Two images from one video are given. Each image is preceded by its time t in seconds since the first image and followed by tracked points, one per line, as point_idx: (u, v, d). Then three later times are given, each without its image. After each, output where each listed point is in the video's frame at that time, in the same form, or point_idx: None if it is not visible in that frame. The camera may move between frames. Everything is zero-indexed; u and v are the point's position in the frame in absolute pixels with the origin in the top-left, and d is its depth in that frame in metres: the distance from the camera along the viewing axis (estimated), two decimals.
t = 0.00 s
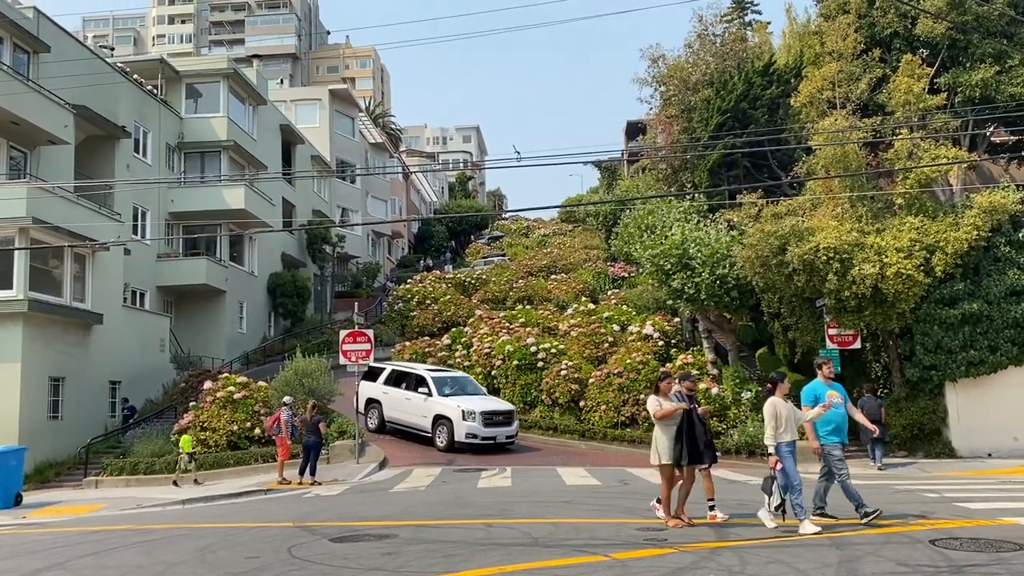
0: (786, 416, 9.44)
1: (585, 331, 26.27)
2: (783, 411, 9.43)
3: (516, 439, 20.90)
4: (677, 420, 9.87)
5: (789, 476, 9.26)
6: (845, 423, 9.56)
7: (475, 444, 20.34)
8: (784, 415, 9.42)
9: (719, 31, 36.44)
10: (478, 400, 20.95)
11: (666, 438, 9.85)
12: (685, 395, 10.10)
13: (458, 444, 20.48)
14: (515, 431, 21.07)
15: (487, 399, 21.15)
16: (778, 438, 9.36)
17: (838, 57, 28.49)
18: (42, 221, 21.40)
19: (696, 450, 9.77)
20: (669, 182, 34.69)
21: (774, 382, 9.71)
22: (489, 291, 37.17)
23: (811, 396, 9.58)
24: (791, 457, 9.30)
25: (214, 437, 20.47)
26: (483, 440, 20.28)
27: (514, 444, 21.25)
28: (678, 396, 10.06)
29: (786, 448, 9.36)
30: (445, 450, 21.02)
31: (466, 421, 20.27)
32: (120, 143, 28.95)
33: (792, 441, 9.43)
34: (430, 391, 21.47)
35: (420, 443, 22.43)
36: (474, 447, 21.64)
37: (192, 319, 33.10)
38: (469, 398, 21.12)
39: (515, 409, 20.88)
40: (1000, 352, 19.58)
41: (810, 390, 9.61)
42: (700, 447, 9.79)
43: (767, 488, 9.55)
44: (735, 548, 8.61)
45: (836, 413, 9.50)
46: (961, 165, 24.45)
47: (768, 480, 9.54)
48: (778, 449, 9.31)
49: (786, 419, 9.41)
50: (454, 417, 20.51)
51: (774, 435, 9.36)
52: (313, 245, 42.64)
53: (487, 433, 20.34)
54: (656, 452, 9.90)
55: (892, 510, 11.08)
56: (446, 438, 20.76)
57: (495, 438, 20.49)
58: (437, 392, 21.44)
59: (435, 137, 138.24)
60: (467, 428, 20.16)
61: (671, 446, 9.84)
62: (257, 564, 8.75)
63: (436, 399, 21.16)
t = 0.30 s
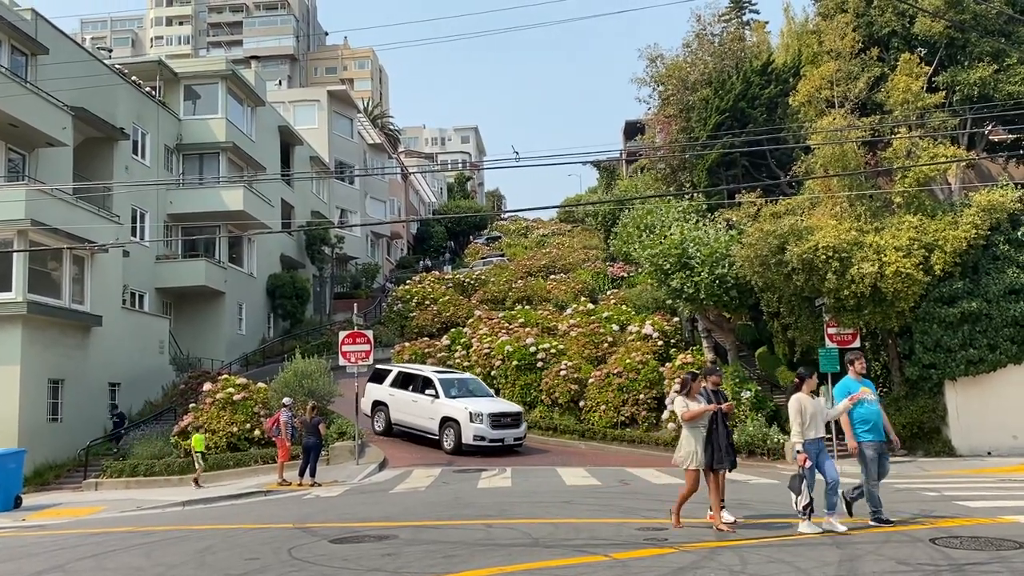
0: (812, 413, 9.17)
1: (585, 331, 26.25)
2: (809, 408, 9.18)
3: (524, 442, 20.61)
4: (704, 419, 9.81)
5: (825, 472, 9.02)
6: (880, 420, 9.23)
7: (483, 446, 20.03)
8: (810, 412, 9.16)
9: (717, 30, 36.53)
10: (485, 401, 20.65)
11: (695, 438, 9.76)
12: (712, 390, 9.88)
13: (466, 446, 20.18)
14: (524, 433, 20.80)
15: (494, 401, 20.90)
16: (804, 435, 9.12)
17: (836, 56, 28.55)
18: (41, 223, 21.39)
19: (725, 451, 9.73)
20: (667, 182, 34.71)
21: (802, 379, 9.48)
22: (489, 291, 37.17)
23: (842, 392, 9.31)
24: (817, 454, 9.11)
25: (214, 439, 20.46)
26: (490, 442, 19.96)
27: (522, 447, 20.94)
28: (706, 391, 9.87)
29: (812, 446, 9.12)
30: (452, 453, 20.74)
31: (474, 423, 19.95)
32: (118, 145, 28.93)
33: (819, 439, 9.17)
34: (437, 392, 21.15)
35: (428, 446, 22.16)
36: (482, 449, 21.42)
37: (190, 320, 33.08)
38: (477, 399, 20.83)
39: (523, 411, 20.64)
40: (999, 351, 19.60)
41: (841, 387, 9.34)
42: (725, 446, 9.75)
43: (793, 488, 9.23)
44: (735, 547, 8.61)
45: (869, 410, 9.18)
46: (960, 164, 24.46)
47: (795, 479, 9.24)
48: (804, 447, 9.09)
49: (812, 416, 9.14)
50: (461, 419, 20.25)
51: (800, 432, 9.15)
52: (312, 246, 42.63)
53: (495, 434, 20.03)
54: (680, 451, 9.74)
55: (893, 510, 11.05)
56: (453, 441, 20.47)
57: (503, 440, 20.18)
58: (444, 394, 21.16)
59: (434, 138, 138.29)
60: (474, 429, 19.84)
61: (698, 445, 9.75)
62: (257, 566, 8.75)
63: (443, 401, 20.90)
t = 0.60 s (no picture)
0: (846, 416, 8.99)
1: (585, 331, 26.24)
2: (842, 410, 9.01)
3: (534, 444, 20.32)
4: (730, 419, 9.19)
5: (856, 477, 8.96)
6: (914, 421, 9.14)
7: (492, 449, 19.77)
8: (844, 415, 8.99)
9: (717, 31, 36.54)
10: (495, 404, 20.39)
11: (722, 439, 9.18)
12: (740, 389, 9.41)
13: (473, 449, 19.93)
14: (533, 436, 20.53)
15: (503, 402, 20.63)
16: (837, 438, 8.96)
17: (835, 56, 28.59)
18: (41, 225, 21.41)
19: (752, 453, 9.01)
20: (667, 182, 34.73)
21: (836, 379, 9.18)
22: (489, 292, 37.18)
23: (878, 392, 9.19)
24: (851, 458, 8.93)
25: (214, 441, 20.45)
26: (499, 445, 19.69)
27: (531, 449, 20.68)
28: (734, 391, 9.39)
29: (845, 450, 8.95)
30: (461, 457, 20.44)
31: (482, 426, 19.69)
32: (118, 147, 28.94)
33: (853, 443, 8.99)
34: (445, 395, 20.92)
35: (437, 450, 21.88)
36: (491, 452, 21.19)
37: (191, 322, 33.10)
38: (486, 402, 20.56)
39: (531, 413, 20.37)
40: (999, 350, 19.61)
41: (876, 386, 9.22)
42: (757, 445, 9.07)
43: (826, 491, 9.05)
44: (735, 548, 8.62)
45: (905, 411, 9.07)
46: (959, 163, 24.46)
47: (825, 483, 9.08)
48: (836, 451, 8.93)
49: (846, 419, 8.96)
50: (469, 421, 19.99)
51: (831, 434, 8.98)
52: (312, 247, 42.62)
53: (503, 437, 19.77)
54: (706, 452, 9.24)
55: (893, 509, 11.05)
56: (461, 444, 20.20)
57: (512, 443, 19.91)
58: (452, 397, 20.92)
59: (434, 139, 138.39)
60: (482, 432, 19.59)
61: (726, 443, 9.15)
62: (258, 568, 8.75)
63: (450, 404, 20.64)
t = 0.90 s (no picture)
0: (884, 414, 8.67)
1: (586, 332, 26.21)
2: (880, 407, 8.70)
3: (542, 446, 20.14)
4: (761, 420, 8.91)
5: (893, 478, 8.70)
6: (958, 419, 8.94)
7: (500, 452, 19.60)
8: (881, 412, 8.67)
9: (717, 31, 36.53)
10: (503, 406, 20.22)
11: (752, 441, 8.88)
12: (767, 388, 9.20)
13: (482, 453, 19.72)
14: (541, 438, 20.39)
15: (510, 404, 20.46)
16: (874, 436, 8.63)
17: (836, 56, 28.57)
18: (42, 228, 21.42)
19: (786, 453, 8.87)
20: (668, 183, 34.71)
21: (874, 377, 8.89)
22: (490, 294, 37.27)
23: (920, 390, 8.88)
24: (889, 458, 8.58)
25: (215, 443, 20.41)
26: (507, 448, 19.52)
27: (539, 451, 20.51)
28: (761, 389, 9.14)
29: (883, 449, 8.61)
30: (468, 460, 20.20)
31: (490, 429, 19.53)
32: (119, 149, 28.96)
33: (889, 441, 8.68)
34: (452, 397, 20.69)
35: (445, 453, 21.64)
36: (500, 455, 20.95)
37: (192, 324, 33.11)
38: (493, 404, 20.37)
39: (539, 415, 20.23)
40: (1001, 350, 19.62)
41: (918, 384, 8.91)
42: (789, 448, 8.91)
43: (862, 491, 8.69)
44: (738, 549, 8.61)
45: (949, 409, 8.87)
46: (960, 163, 24.44)
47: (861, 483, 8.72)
48: (873, 449, 8.60)
49: (883, 416, 8.64)
50: (477, 424, 19.79)
51: (869, 433, 8.67)
52: (312, 249, 42.62)
53: (511, 440, 19.61)
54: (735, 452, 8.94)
55: (896, 510, 11.05)
56: (469, 447, 19.95)
57: (520, 445, 19.80)
58: (460, 399, 20.70)
59: (434, 140, 138.48)
60: (491, 435, 19.41)
61: (760, 445, 8.87)
62: (260, 570, 8.75)
63: (458, 406, 20.43)
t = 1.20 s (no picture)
0: (927, 417, 8.56)
1: (589, 333, 26.20)
2: (924, 410, 8.58)
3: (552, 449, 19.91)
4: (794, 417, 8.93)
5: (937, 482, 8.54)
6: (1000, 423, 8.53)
7: (509, 455, 19.41)
8: (926, 415, 8.56)
9: (719, 33, 36.52)
10: (511, 408, 20.06)
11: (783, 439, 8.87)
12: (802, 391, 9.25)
13: (491, 456, 19.53)
14: (551, 440, 20.13)
15: (520, 407, 20.29)
16: (918, 439, 8.51)
17: (838, 58, 28.57)
18: (45, 230, 21.46)
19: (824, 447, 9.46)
20: (670, 184, 34.75)
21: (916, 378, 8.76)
22: (492, 295, 37.86)
23: (958, 392, 8.57)
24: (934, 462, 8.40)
25: (218, 444, 20.51)
26: (516, 451, 19.34)
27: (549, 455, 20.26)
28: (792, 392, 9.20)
29: (927, 452, 8.46)
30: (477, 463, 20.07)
31: (498, 432, 19.35)
32: (122, 151, 29.01)
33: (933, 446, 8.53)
34: (460, 400, 20.51)
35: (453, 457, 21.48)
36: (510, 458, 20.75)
37: (194, 326, 33.11)
38: (502, 407, 20.19)
39: (548, 417, 19.97)
40: (1004, 351, 19.57)
41: (956, 386, 8.60)
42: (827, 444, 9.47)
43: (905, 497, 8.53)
44: (740, 550, 8.61)
45: (991, 411, 8.47)
46: (962, 164, 24.43)
47: (905, 488, 8.55)
48: (917, 452, 8.46)
49: (927, 419, 8.53)
50: (485, 427, 19.60)
51: (913, 436, 8.54)
52: (315, 251, 42.67)
53: (521, 443, 19.42)
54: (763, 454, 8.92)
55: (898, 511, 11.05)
56: (477, 450, 19.75)
57: (530, 448, 19.58)
58: (469, 402, 20.53)
59: (436, 141, 138.64)
60: (500, 438, 19.24)
61: (786, 449, 8.82)
62: (263, 571, 8.76)
63: (467, 409, 20.24)
